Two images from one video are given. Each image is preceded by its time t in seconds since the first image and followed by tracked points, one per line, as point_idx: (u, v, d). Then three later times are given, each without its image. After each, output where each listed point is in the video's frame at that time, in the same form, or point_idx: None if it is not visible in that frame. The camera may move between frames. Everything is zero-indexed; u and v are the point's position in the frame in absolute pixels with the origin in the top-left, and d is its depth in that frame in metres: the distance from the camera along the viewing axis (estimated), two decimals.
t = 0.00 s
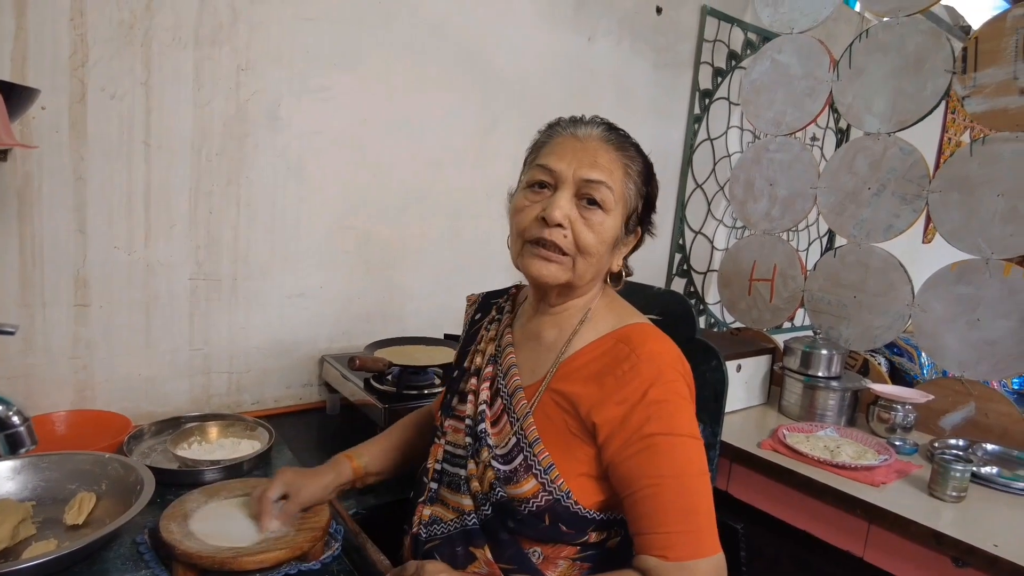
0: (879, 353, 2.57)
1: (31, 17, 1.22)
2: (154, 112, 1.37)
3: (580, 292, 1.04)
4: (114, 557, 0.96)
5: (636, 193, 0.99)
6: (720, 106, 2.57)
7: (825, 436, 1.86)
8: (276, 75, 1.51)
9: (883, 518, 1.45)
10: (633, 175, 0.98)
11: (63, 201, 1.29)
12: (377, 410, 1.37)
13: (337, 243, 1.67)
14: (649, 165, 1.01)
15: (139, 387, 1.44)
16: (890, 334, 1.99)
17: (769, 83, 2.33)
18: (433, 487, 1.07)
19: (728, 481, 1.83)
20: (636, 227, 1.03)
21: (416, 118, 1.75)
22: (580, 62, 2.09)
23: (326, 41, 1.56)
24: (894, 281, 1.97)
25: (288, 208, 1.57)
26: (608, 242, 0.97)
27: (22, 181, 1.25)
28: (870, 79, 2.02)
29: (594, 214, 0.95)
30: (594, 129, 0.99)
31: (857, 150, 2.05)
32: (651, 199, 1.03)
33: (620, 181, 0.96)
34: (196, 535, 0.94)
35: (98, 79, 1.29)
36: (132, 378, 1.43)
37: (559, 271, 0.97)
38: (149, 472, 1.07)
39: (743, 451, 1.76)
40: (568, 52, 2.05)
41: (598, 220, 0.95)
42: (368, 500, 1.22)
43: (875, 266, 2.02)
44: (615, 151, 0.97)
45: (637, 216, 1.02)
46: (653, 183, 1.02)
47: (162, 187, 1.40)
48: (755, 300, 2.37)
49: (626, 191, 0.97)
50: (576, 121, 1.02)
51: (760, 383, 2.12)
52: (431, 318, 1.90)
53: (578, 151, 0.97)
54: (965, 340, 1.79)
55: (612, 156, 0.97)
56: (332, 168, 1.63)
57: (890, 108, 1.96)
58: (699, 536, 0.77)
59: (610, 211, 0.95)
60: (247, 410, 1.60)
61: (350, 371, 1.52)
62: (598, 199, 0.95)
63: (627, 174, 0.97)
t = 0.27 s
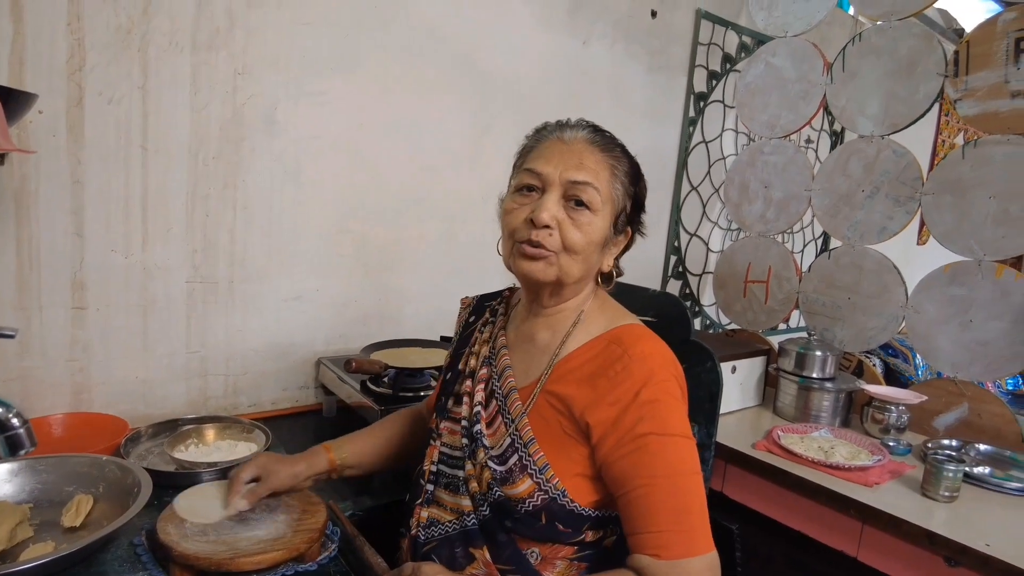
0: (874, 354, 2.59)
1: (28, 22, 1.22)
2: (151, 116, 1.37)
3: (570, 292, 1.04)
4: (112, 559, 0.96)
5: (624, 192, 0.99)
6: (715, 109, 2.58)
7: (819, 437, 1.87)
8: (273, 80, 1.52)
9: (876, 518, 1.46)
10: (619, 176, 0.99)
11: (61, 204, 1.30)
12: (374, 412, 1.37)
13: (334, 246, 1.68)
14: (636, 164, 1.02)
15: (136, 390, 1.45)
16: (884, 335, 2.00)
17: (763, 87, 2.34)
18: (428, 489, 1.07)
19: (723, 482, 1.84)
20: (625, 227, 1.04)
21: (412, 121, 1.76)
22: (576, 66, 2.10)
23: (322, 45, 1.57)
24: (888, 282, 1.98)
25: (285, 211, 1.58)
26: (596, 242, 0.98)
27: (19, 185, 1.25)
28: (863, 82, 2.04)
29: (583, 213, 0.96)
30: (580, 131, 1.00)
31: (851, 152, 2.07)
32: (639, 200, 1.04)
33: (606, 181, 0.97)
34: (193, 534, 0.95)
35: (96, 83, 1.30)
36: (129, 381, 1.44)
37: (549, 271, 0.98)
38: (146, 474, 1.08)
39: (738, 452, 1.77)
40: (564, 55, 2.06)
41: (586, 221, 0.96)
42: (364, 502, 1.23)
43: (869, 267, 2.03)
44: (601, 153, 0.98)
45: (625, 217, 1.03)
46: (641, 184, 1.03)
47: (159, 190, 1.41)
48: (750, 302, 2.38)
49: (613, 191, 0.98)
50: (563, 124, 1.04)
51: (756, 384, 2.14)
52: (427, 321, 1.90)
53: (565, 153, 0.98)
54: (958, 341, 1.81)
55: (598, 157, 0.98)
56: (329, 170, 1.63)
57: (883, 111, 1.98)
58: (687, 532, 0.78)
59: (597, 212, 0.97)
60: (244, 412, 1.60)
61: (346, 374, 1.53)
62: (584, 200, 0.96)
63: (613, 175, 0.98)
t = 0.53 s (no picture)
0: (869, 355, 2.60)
1: (25, 27, 1.23)
2: (148, 120, 1.38)
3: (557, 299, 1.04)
4: (108, 560, 0.97)
5: (596, 193, 0.98)
6: (709, 111, 2.59)
7: (813, 438, 1.88)
8: (269, 83, 1.52)
9: (869, 519, 1.47)
10: (588, 178, 0.98)
11: (57, 208, 1.30)
12: (369, 414, 1.38)
13: (329, 249, 1.68)
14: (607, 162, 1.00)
15: (132, 393, 1.45)
16: (878, 336, 2.02)
17: (758, 90, 2.36)
18: (419, 486, 1.08)
19: (717, 483, 1.85)
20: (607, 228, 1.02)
21: (408, 124, 1.77)
22: (571, 68, 2.11)
23: (317, 48, 1.58)
24: (881, 284, 1.99)
25: (280, 214, 1.59)
26: (573, 248, 0.98)
27: (15, 189, 1.26)
28: (856, 85, 2.05)
29: (553, 223, 0.96)
30: (547, 140, 1.00)
31: (845, 155, 2.08)
32: (619, 199, 1.02)
33: (574, 188, 0.96)
34: (189, 536, 0.96)
35: (92, 87, 1.31)
36: (125, 383, 1.44)
37: (528, 283, 0.99)
38: (142, 476, 1.08)
39: (732, 453, 1.78)
40: (559, 59, 2.07)
41: (557, 231, 0.96)
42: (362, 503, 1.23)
43: (863, 269, 2.05)
44: (568, 158, 0.98)
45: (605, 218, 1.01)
46: (617, 180, 1.01)
47: (156, 194, 1.41)
48: (745, 303, 2.39)
49: (583, 195, 0.97)
50: (532, 134, 1.04)
51: (750, 385, 2.15)
52: (423, 323, 1.91)
53: (531, 165, 0.98)
54: (951, 342, 1.82)
55: (561, 164, 0.97)
56: (324, 173, 1.64)
57: (876, 114, 1.99)
58: (671, 535, 0.78)
59: (569, 219, 0.96)
60: (240, 414, 1.61)
61: (341, 376, 1.53)
62: (553, 210, 0.95)
63: (583, 180, 0.97)
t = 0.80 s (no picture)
0: (867, 354, 2.61)
1: (23, 26, 1.23)
2: (146, 120, 1.38)
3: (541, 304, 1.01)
4: (106, 560, 0.97)
5: (541, 197, 0.90)
6: (708, 111, 2.60)
7: (812, 437, 1.88)
8: (268, 83, 1.52)
9: (867, 517, 1.47)
10: (529, 182, 0.90)
11: (55, 208, 1.30)
12: (368, 413, 1.37)
13: (327, 249, 1.68)
14: (552, 158, 0.90)
15: (129, 393, 1.45)
16: (876, 335, 2.02)
17: (756, 90, 2.36)
18: (414, 479, 1.09)
19: (717, 482, 1.86)
20: (571, 227, 0.92)
21: (406, 124, 1.77)
22: (569, 69, 2.11)
23: (316, 48, 1.58)
24: (880, 283, 2.00)
25: (278, 214, 1.59)
26: (528, 259, 0.93)
27: (12, 189, 1.26)
28: (854, 85, 2.05)
29: (497, 240, 0.92)
30: (487, 152, 0.96)
31: (843, 154, 2.08)
32: (577, 192, 0.91)
33: (516, 198, 0.91)
34: (187, 537, 0.96)
35: (90, 87, 1.31)
36: (123, 383, 1.44)
37: (496, 297, 0.99)
38: (141, 476, 1.08)
39: (731, 453, 1.78)
40: (557, 59, 2.07)
41: (502, 248, 0.92)
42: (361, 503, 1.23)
43: (861, 269, 2.05)
44: (501, 169, 0.93)
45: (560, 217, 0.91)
46: (571, 173, 0.91)
47: (154, 194, 1.41)
48: (743, 303, 2.39)
49: (526, 202, 0.90)
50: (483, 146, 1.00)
51: (749, 385, 2.15)
52: (422, 323, 1.91)
53: (473, 184, 0.96)
54: (948, 341, 1.82)
55: (501, 175, 0.92)
56: (323, 173, 1.64)
57: (874, 114, 2.00)
58: (658, 545, 0.76)
59: (512, 232, 0.91)
60: (238, 414, 1.60)
61: (340, 376, 1.53)
62: (494, 228, 0.92)
63: (519, 189, 0.91)
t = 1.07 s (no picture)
0: (867, 354, 2.60)
1: (16, 24, 1.22)
2: (140, 118, 1.37)
3: (530, 304, 1.00)
4: (99, 563, 0.96)
5: (507, 202, 0.89)
6: (706, 110, 2.59)
7: (812, 437, 1.87)
8: (264, 82, 1.51)
9: (867, 517, 1.46)
10: (494, 190, 0.90)
11: (49, 207, 1.29)
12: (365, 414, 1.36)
13: (324, 248, 1.67)
14: (514, 162, 0.89)
15: (124, 393, 1.44)
16: (876, 335, 2.01)
17: (755, 88, 2.35)
18: (407, 475, 1.09)
19: (716, 482, 1.85)
20: (547, 225, 0.91)
21: (404, 123, 1.76)
22: (568, 67, 2.10)
23: (312, 47, 1.57)
24: (879, 282, 1.99)
25: (274, 214, 1.58)
26: (507, 265, 0.93)
27: (5, 188, 1.25)
28: (854, 83, 2.04)
29: (474, 251, 0.92)
30: (454, 166, 0.96)
31: (842, 153, 2.07)
32: (546, 190, 0.90)
33: (484, 207, 0.91)
34: (180, 539, 0.95)
35: (83, 85, 1.30)
36: (118, 384, 1.43)
37: (486, 305, 0.99)
38: (134, 477, 1.07)
39: (730, 453, 1.77)
40: (556, 57, 2.07)
41: (481, 260, 0.92)
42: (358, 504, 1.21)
43: (861, 267, 2.04)
44: (466, 182, 0.93)
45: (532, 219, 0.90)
46: (536, 172, 0.89)
47: (148, 193, 1.40)
48: (743, 302, 2.38)
49: (494, 210, 0.90)
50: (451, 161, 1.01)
51: (749, 384, 2.14)
52: (419, 323, 1.90)
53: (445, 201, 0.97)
54: (948, 340, 1.82)
55: (467, 187, 0.92)
56: (319, 172, 1.63)
57: (873, 112, 1.99)
58: (633, 552, 0.74)
59: (488, 243, 0.91)
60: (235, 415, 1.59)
61: (337, 376, 1.53)
62: (471, 242, 0.92)
63: (485, 199, 0.90)
